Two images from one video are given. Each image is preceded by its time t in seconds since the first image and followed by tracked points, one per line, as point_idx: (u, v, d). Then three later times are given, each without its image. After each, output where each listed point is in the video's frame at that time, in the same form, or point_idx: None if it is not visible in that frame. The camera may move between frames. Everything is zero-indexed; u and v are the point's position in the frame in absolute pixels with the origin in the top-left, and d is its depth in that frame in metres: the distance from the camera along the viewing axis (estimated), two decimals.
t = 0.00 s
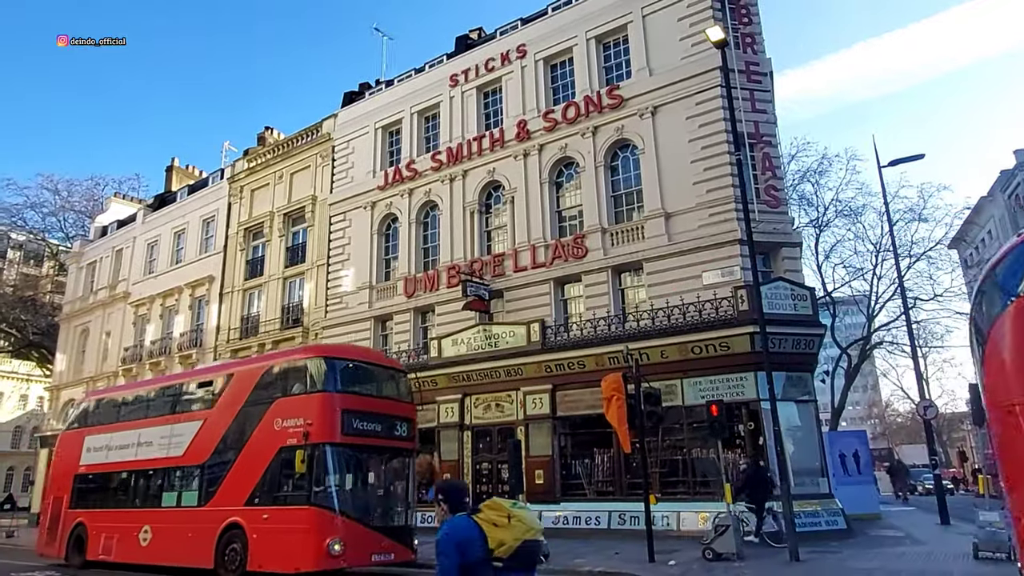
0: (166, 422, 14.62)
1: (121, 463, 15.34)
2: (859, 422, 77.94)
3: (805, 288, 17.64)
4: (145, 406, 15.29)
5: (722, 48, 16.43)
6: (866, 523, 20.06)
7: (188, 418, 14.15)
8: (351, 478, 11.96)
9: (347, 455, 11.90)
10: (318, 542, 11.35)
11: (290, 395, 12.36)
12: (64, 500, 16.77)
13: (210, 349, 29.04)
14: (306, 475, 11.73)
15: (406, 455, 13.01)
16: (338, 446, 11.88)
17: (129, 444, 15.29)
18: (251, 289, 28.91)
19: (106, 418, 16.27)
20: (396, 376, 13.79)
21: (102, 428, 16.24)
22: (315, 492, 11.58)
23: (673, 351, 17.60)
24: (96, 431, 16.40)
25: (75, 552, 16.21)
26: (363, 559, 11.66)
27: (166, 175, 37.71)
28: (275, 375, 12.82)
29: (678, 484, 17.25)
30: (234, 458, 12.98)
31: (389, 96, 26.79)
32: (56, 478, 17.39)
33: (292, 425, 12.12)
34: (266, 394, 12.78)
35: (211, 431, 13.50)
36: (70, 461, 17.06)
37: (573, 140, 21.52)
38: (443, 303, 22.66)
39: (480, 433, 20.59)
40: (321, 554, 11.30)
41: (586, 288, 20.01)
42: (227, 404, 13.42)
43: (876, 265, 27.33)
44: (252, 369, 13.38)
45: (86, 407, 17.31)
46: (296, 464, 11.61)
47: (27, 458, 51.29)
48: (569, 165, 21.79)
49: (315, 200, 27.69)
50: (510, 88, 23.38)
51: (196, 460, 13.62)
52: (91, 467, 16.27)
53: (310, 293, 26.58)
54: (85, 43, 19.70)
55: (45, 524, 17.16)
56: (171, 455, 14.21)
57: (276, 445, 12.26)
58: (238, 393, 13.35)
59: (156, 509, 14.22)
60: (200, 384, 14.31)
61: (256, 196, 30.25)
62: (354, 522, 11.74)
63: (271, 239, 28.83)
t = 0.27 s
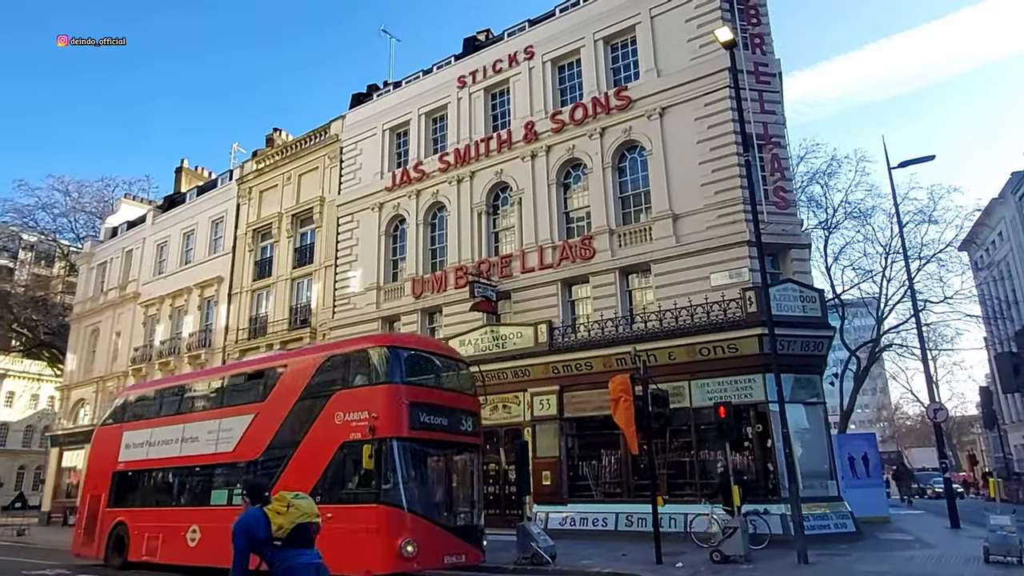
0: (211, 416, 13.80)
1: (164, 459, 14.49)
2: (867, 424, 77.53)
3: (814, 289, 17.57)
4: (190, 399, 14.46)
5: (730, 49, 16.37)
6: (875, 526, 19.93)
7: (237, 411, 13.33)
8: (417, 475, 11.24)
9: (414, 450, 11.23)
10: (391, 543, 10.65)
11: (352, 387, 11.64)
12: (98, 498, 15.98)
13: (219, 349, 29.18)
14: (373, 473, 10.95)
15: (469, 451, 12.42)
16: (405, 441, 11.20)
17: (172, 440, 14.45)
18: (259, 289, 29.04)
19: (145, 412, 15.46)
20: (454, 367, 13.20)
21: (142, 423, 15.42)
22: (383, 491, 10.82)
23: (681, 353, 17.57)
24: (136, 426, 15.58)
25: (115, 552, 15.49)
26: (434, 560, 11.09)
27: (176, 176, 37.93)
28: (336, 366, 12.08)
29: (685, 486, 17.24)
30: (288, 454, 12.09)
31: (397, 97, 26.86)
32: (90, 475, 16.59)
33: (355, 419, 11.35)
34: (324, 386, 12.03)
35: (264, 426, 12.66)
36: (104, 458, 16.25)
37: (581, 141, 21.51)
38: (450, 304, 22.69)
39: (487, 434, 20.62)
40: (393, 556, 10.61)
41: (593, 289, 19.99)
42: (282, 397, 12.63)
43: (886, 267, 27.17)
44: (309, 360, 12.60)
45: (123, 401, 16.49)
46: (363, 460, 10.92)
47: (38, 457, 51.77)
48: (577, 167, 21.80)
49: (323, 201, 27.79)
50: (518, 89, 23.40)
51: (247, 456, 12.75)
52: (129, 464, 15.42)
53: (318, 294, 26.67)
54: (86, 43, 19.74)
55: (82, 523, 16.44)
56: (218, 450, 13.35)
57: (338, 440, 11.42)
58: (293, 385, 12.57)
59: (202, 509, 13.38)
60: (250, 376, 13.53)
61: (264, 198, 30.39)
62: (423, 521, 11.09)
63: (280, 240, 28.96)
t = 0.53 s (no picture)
0: (270, 408, 13.15)
1: (218, 454, 13.82)
2: (875, 425, 77.19)
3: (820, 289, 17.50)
4: (246, 391, 13.80)
5: (738, 48, 16.29)
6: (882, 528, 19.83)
7: (300, 404, 12.69)
8: (506, 474, 10.27)
9: (500, 446, 10.28)
10: (481, 546, 9.70)
11: (428, 377, 10.94)
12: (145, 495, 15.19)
13: (226, 348, 29.29)
14: (459, 470, 10.12)
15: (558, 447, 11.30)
16: (491, 436, 10.23)
17: (225, 433, 13.77)
18: (266, 289, 29.13)
19: (195, 405, 14.74)
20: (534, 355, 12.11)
21: (191, 415, 14.71)
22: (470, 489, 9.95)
23: (686, 353, 17.55)
24: (184, 419, 14.85)
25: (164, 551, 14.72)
26: (529, 566, 10.02)
27: (183, 175, 38.08)
28: (410, 355, 11.42)
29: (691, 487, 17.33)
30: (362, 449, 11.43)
31: (403, 97, 26.88)
32: (133, 470, 15.81)
33: (435, 411, 10.60)
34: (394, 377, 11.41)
35: (332, 419, 12.04)
36: (150, 452, 15.52)
37: (587, 141, 21.49)
38: (456, 304, 22.70)
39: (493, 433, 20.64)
40: (484, 561, 9.66)
41: (599, 289, 19.98)
42: (350, 388, 11.99)
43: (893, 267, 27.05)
44: (379, 350, 11.95)
45: (168, 392, 15.75)
46: (448, 457, 10.15)
47: (47, 454, 52.19)
48: (583, 167, 21.77)
49: (330, 201, 27.86)
50: (524, 89, 23.40)
51: (314, 451, 12.13)
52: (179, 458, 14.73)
53: (324, 294, 26.73)
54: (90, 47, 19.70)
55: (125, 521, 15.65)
56: (281, 444, 12.74)
57: (417, 434, 10.70)
58: (363, 376, 11.91)
59: (266, 506, 12.73)
60: (312, 366, 12.90)
61: (271, 197, 30.48)
62: (512, 522, 10.03)
63: (286, 239, 29.05)
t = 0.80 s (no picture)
0: (328, 401, 12.14)
1: (270, 451, 12.80)
2: (882, 426, 76.83)
3: (828, 290, 17.40)
4: (301, 383, 12.80)
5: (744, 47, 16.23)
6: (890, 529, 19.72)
7: (363, 397, 11.68)
8: (600, 470, 9.21)
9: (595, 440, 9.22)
10: (580, 549, 8.67)
11: (511, 366, 9.92)
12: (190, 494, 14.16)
13: (233, 348, 29.40)
14: (553, 467, 9.07)
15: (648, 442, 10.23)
16: (585, 430, 9.19)
17: (279, 429, 12.76)
18: (272, 289, 29.22)
19: (243, 398, 13.73)
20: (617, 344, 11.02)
21: (237, 409, 13.69)
22: (566, 487, 8.91)
23: (693, 353, 17.51)
24: (230, 413, 13.81)
25: (207, 556, 13.67)
26: (629, 571, 9.01)
27: (191, 176, 38.25)
28: (473, 344, 10.61)
29: (699, 487, 17.22)
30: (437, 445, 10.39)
31: (410, 97, 26.92)
32: (173, 467, 14.77)
33: (521, 403, 9.56)
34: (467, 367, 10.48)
35: (401, 413, 11.02)
36: (192, 449, 14.49)
37: (593, 141, 21.47)
38: (462, 304, 22.72)
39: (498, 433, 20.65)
40: (584, 566, 8.64)
41: (606, 289, 19.93)
42: (421, 379, 10.99)
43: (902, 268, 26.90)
44: (453, 337, 10.93)
45: (211, 385, 14.72)
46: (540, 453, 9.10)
47: (55, 453, 52.59)
48: (589, 167, 21.75)
49: (336, 201, 27.92)
50: (530, 89, 23.40)
51: (381, 447, 11.10)
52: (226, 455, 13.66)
53: (330, 293, 26.80)
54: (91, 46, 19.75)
55: (167, 522, 14.59)
56: (342, 440, 11.72)
57: (500, 429, 9.67)
58: (437, 367, 10.91)
59: (328, 506, 11.69)
60: (375, 357, 11.92)
61: (278, 198, 30.59)
62: (610, 522, 8.99)
63: (293, 239, 29.14)
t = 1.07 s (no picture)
0: (397, 395, 11.35)
1: (334, 448, 12.03)
2: (895, 428, 76.18)
3: (841, 291, 17.26)
4: (365, 375, 12.02)
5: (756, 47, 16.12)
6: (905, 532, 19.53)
7: (437, 389, 10.86)
8: (718, 466, 8.32)
9: (714, 433, 8.37)
10: (707, 552, 7.81)
11: (611, 355, 9.13)
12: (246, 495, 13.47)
13: (245, 349, 29.55)
14: (672, 463, 8.21)
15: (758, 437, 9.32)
16: (704, 422, 8.34)
17: (344, 425, 11.99)
18: (285, 290, 29.35)
19: (302, 392, 13.01)
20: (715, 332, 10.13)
21: (295, 405, 12.96)
22: (687, 485, 8.05)
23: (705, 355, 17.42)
24: (285, 409, 13.11)
25: (266, 560, 12.90)
26: None
27: (203, 177, 38.50)
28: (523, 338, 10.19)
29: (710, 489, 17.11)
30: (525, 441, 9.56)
31: (421, 98, 26.97)
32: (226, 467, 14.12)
33: (628, 394, 8.72)
34: (552, 359, 9.69)
35: (482, 406, 10.18)
36: (245, 446, 13.80)
37: (604, 141, 21.41)
38: (473, 305, 22.71)
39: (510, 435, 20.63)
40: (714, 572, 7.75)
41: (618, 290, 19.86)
42: (504, 369, 10.16)
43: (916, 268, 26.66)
44: (540, 325, 10.07)
45: (263, 380, 13.98)
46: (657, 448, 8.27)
47: (70, 453, 53.15)
48: (600, 167, 21.69)
49: (348, 202, 28.02)
50: (541, 89, 23.38)
51: (462, 443, 10.25)
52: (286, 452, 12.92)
53: (342, 295, 26.90)
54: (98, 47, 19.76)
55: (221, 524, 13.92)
56: (415, 434, 10.90)
57: (604, 421, 8.82)
58: (521, 355, 10.07)
59: (401, 507, 10.88)
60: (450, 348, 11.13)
61: (290, 199, 30.73)
62: (733, 521, 8.06)
63: (305, 241, 29.27)
